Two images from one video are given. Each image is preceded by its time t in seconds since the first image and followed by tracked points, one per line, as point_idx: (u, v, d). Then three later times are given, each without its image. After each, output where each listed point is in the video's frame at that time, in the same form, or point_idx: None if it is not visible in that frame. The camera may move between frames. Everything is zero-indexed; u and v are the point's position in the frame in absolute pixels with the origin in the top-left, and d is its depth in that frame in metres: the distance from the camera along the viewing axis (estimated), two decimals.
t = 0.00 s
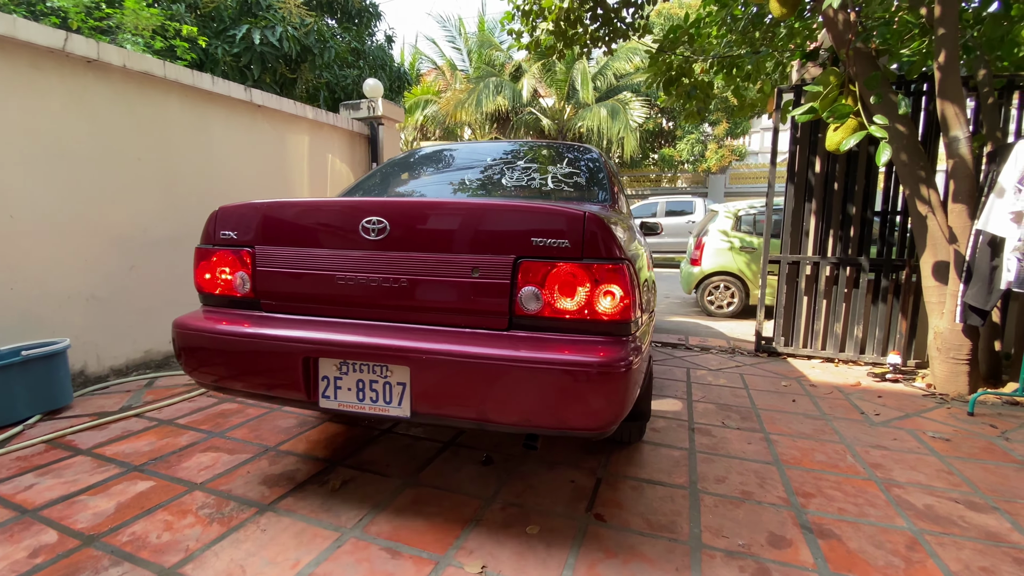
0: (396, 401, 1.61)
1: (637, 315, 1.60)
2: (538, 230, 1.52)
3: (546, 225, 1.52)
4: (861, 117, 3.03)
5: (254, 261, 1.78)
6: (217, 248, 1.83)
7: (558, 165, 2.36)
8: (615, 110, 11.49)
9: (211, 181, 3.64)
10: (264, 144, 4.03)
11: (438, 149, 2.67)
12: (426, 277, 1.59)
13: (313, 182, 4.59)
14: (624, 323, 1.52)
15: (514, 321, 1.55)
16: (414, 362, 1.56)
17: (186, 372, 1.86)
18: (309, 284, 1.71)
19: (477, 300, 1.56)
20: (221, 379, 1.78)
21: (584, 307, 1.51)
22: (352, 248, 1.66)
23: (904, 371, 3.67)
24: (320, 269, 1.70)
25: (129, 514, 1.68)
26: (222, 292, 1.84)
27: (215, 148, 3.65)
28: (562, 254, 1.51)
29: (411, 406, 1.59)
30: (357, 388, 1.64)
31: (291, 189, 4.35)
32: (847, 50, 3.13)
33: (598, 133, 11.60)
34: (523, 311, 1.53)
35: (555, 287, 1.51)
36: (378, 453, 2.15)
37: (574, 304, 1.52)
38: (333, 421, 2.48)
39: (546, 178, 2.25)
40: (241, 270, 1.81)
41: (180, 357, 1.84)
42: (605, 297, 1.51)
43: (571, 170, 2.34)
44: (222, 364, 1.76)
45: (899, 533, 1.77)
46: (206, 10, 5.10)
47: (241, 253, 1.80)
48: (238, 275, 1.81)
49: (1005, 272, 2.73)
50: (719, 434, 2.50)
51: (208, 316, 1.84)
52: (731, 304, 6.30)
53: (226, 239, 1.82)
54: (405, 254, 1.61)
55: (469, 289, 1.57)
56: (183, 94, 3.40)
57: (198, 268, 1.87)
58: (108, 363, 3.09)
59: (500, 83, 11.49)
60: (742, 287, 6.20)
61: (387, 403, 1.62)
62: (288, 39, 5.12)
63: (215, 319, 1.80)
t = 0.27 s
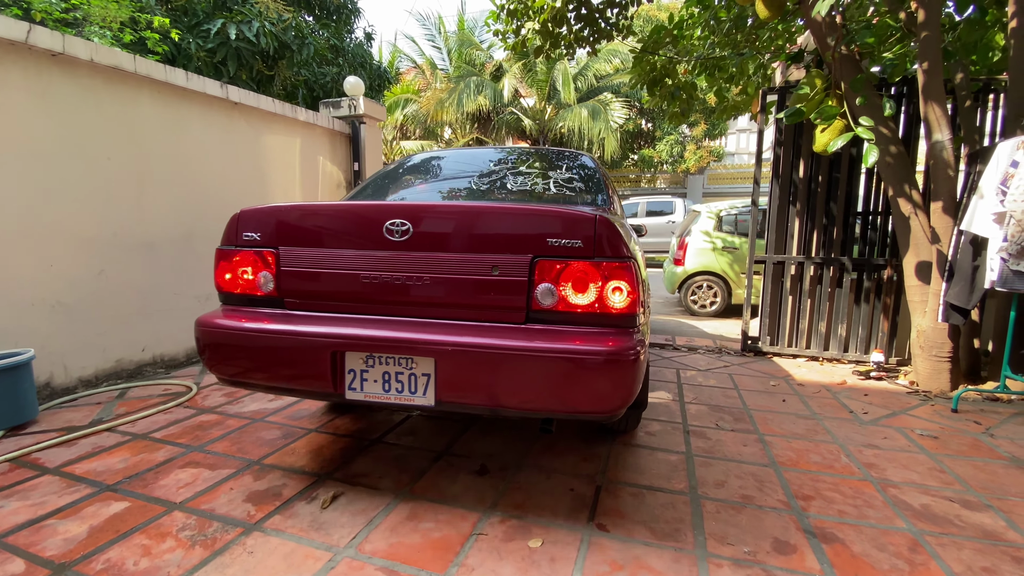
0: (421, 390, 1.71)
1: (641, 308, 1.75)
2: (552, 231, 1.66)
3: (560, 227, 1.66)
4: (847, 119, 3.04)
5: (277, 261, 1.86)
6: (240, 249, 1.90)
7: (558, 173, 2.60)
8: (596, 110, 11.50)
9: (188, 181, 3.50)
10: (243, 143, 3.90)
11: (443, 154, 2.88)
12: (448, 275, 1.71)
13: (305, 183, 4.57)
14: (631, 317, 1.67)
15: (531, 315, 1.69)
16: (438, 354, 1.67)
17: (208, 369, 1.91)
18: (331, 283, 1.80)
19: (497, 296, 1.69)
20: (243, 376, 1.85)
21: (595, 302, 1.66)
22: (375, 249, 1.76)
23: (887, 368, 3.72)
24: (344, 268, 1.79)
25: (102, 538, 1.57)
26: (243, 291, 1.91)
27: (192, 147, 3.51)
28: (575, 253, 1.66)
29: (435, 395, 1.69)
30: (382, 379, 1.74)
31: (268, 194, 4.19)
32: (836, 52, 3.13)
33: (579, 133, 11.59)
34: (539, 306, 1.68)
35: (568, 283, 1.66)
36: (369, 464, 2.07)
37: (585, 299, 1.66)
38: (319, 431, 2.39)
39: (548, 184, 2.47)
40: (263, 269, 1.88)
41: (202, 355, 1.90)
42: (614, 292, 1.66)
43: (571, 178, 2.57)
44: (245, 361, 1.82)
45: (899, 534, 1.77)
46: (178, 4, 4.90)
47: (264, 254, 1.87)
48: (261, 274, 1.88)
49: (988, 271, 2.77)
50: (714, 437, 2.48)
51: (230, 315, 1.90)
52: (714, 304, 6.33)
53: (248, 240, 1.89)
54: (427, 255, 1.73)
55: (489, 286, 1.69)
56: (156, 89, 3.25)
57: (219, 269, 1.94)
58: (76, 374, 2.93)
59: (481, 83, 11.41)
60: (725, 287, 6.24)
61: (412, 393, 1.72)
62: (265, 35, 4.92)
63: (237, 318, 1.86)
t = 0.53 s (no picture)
0: (442, 386, 1.76)
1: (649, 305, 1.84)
2: (568, 232, 1.73)
3: (575, 228, 1.74)
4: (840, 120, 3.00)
5: (294, 261, 1.87)
6: (256, 250, 1.91)
7: (560, 176, 2.67)
8: (576, 112, 11.48)
9: (155, 178, 3.29)
10: (216, 139, 3.70)
11: (440, 158, 2.92)
12: (467, 274, 1.77)
13: (294, 185, 4.50)
14: (642, 313, 1.75)
15: (548, 313, 1.75)
16: (459, 350, 1.71)
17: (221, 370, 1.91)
18: (350, 283, 1.83)
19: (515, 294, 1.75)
20: (258, 374, 1.85)
21: (608, 300, 1.73)
22: (393, 249, 1.80)
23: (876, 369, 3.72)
24: (361, 268, 1.82)
25: None
26: (256, 291, 1.92)
27: (159, 142, 3.30)
28: (590, 253, 1.74)
29: (456, 391, 1.74)
30: (403, 376, 1.77)
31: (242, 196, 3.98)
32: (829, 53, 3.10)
33: (560, 135, 11.54)
34: (555, 303, 1.75)
35: (583, 282, 1.73)
36: (360, 483, 1.93)
37: (598, 297, 1.74)
38: (303, 447, 2.22)
39: (552, 187, 2.54)
40: (279, 269, 1.89)
41: (215, 356, 1.90)
42: (627, 290, 1.73)
43: (574, 181, 2.66)
44: (261, 359, 1.83)
45: (917, 544, 1.71)
46: None
47: (280, 254, 1.88)
48: (276, 274, 1.89)
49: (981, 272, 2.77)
50: (717, 444, 2.41)
51: (243, 315, 1.90)
52: (698, 305, 6.32)
53: (264, 240, 1.90)
54: (446, 255, 1.78)
55: (507, 284, 1.75)
56: (119, 80, 3.04)
57: (233, 270, 1.95)
58: (31, 389, 2.71)
59: (460, 83, 11.27)
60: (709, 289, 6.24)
61: (433, 389, 1.76)
62: (238, 27, 4.68)
63: (253, 318, 1.87)
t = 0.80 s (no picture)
0: (466, 386, 1.76)
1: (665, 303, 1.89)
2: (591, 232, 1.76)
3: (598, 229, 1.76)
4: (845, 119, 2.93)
5: (310, 261, 1.83)
6: (268, 250, 1.85)
7: (567, 178, 2.67)
8: (557, 115, 11.39)
9: (121, 174, 3.03)
10: (187, 133, 3.45)
11: (430, 158, 2.83)
12: (491, 274, 1.77)
13: (281, 186, 4.39)
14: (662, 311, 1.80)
15: (571, 312, 1.78)
16: (484, 350, 1.72)
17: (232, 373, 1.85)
18: (370, 283, 1.80)
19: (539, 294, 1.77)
20: (272, 376, 1.81)
21: (631, 299, 1.77)
22: (414, 249, 1.78)
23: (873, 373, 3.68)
24: (381, 269, 1.79)
25: None
26: (267, 292, 1.87)
27: (126, 135, 3.04)
28: (612, 253, 1.77)
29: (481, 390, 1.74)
30: (426, 377, 1.77)
31: (217, 194, 3.73)
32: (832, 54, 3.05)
33: (540, 137, 11.45)
34: (579, 302, 1.78)
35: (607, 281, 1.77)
36: (357, 511, 1.74)
37: (621, 297, 1.77)
38: (288, 470, 2.01)
39: (561, 189, 2.53)
40: (292, 269, 1.84)
41: (226, 359, 1.83)
42: (649, 289, 1.77)
43: (580, 185, 2.66)
44: (274, 360, 1.79)
45: (960, 563, 1.61)
46: None
47: (294, 254, 1.83)
48: (289, 274, 1.84)
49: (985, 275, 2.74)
50: (732, 456, 2.29)
51: (255, 317, 1.84)
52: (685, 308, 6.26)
53: (276, 239, 1.85)
54: (470, 255, 1.77)
55: (530, 285, 1.77)
56: (79, 66, 2.78)
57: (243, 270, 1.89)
58: None
59: (440, 83, 11.08)
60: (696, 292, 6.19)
61: (457, 389, 1.76)
62: (210, 16, 4.36)
63: (266, 320, 1.81)
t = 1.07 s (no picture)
0: (498, 391, 1.68)
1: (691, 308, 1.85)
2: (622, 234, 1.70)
3: (628, 230, 1.71)
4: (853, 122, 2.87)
5: (331, 264, 1.71)
6: (284, 252, 1.74)
7: (577, 183, 2.58)
8: (536, 117, 11.29)
9: (85, 169, 2.76)
10: (159, 127, 3.20)
11: (420, 166, 2.67)
12: (521, 277, 1.69)
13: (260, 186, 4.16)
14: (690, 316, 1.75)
15: (602, 315, 1.71)
16: (517, 353, 1.64)
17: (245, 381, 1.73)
18: (393, 287, 1.71)
19: (570, 297, 1.70)
20: (289, 384, 1.69)
21: (660, 301, 1.71)
22: (441, 251, 1.69)
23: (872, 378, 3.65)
24: (405, 271, 1.70)
25: None
26: (285, 296, 1.74)
27: (90, 127, 2.78)
28: (642, 256, 1.72)
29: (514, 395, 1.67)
30: (456, 382, 1.67)
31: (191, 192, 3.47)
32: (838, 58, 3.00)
33: (520, 140, 11.34)
34: (608, 306, 1.71)
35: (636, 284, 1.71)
36: (366, 545, 1.56)
37: (651, 299, 1.71)
38: (282, 499, 1.81)
39: (574, 193, 2.45)
40: (313, 272, 1.72)
41: (239, 366, 1.71)
42: (678, 292, 1.72)
43: (588, 189, 2.57)
44: (293, 366, 1.67)
45: None
46: None
47: (314, 256, 1.72)
48: (310, 277, 1.72)
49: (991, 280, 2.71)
50: (754, 470, 2.19)
51: (271, 322, 1.72)
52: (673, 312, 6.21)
53: (295, 242, 1.73)
54: (498, 257, 1.69)
55: (562, 287, 1.70)
56: (37, 49, 2.51)
57: (258, 273, 1.76)
58: None
59: (418, 83, 10.87)
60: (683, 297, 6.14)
61: (488, 394, 1.67)
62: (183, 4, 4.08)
63: (283, 326, 1.70)
